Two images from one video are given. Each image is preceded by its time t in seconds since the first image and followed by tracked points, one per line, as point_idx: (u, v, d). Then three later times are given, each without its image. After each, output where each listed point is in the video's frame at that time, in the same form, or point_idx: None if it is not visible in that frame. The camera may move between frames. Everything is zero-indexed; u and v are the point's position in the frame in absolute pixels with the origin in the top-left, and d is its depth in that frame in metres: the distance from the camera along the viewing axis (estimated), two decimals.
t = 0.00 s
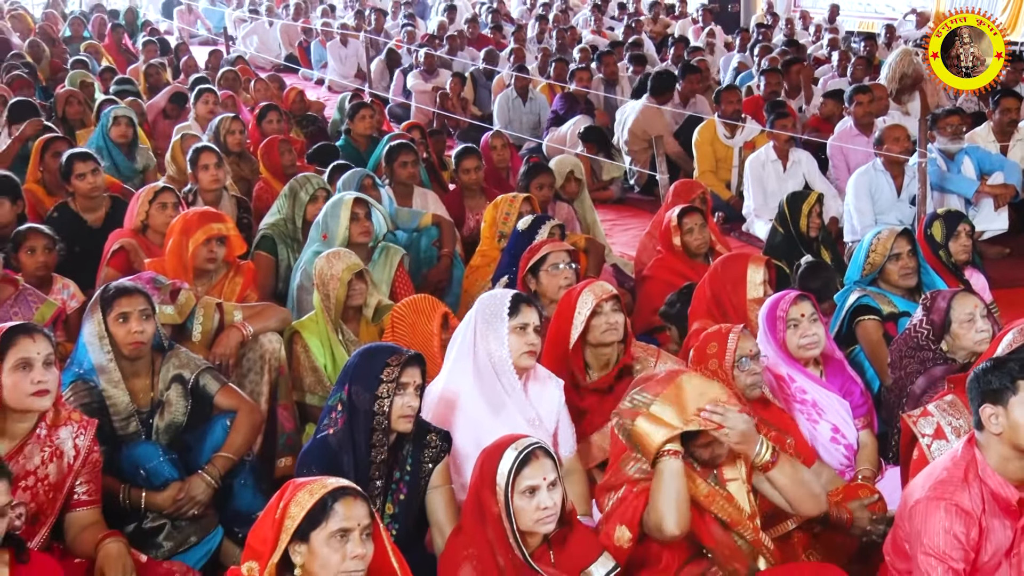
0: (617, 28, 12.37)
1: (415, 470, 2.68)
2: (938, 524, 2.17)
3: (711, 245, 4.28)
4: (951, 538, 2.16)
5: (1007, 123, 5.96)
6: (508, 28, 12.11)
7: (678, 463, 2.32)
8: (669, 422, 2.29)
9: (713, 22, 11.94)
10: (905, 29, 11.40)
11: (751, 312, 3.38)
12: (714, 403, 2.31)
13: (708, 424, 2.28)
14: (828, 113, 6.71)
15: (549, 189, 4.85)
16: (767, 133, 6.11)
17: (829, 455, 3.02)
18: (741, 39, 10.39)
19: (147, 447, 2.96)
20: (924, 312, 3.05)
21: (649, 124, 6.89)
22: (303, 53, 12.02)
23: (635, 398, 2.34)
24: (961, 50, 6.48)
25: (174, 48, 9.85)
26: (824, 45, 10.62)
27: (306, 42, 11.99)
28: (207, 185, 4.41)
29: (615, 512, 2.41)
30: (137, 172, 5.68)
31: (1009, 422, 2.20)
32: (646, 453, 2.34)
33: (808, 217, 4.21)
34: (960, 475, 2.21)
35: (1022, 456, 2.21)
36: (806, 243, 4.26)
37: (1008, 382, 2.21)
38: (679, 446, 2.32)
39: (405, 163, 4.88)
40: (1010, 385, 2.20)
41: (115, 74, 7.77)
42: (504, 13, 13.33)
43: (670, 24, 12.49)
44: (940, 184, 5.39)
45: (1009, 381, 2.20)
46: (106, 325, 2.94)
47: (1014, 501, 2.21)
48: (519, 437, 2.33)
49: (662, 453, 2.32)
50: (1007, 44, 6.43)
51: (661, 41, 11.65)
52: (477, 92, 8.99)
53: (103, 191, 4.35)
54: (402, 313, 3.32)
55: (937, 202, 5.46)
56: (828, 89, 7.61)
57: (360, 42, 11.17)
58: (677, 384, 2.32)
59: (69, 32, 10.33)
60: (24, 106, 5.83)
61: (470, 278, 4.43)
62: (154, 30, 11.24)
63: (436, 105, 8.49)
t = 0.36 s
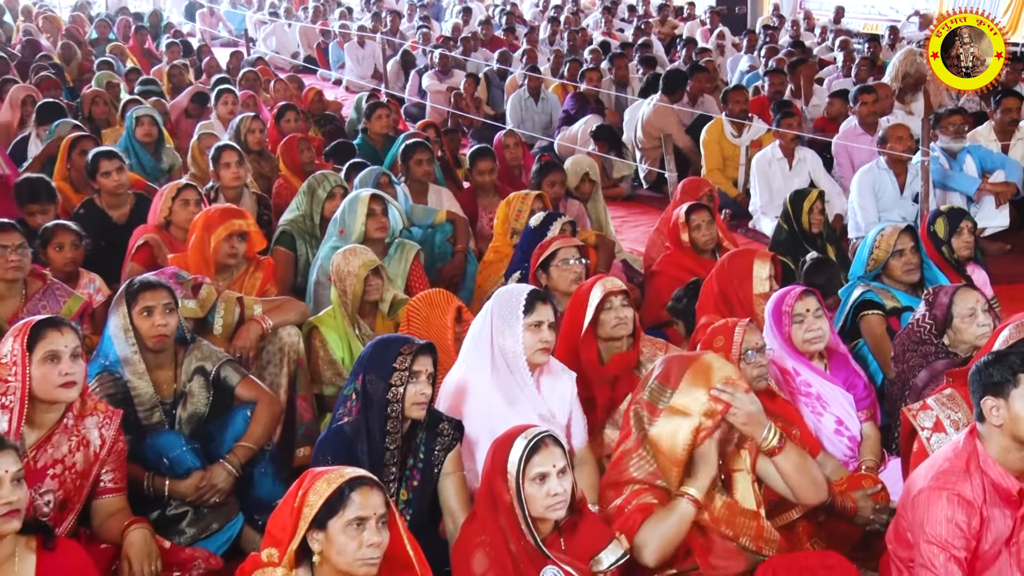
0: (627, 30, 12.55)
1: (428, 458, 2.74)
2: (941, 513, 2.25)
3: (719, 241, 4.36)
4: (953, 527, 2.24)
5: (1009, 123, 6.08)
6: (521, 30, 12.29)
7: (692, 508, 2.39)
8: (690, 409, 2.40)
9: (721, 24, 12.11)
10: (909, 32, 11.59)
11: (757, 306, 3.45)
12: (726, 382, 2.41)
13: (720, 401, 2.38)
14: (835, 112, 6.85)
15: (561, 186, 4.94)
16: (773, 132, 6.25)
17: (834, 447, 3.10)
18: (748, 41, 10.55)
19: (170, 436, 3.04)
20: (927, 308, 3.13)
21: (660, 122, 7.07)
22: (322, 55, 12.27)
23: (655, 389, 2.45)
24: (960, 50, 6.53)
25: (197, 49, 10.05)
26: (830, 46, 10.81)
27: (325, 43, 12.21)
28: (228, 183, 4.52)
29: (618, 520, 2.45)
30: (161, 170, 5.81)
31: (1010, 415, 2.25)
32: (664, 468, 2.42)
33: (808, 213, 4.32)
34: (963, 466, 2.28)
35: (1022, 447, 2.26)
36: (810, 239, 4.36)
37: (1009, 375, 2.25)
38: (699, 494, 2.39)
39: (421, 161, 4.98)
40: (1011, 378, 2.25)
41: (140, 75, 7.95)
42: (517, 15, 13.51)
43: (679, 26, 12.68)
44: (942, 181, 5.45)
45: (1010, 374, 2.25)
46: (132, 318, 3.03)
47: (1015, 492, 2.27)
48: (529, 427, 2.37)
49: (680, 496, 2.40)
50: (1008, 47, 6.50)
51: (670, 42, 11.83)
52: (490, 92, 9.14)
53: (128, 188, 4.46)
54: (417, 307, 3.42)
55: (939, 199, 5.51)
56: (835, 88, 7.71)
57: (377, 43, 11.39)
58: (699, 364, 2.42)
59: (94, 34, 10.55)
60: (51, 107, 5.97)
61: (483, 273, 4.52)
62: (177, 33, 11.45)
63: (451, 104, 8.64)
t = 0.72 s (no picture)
0: (634, 31, 12.73)
1: (434, 444, 2.80)
2: (941, 500, 2.32)
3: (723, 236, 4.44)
4: (953, 512, 2.32)
5: (1007, 121, 6.28)
6: (531, 31, 12.45)
7: (720, 480, 2.48)
8: (693, 391, 2.50)
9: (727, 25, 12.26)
10: (910, 32, 11.76)
11: (761, 300, 3.54)
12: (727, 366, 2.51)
13: (723, 382, 2.47)
14: (838, 111, 7.00)
15: (570, 183, 5.04)
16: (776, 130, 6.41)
17: (836, 437, 3.18)
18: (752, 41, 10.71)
19: (190, 425, 3.15)
20: (927, 301, 3.22)
21: (665, 120, 7.23)
22: (338, 55, 12.48)
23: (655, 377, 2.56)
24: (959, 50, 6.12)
25: (216, 50, 10.22)
26: (833, 47, 10.98)
27: (341, 44, 12.40)
28: (247, 179, 4.63)
29: (650, 503, 2.50)
30: (181, 166, 5.93)
31: (1009, 403, 2.32)
32: (680, 449, 2.51)
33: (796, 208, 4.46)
34: (962, 454, 2.36)
35: (1021, 436, 2.33)
36: (805, 234, 4.52)
37: (1008, 364, 2.33)
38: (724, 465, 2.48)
39: (433, 158, 5.08)
40: (1011, 368, 2.32)
41: (162, 73, 8.11)
42: (528, 15, 13.66)
43: (685, 26, 12.85)
44: (942, 178, 5.65)
45: (1009, 364, 2.32)
46: (153, 310, 3.12)
47: (1013, 479, 2.35)
48: (539, 417, 2.44)
49: (707, 468, 2.49)
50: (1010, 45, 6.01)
51: (676, 43, 12.00)
52: (501, 91, 9.26)
53: (150, 184, 4.58)
54: (431, 300, 3.53)
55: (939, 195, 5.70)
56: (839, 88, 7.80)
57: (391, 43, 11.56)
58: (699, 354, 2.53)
59: (116, 35, 10.74)
60: (72, 104, 6.05)
61: (493, 267, 4.62)
62: (197, 34, 11.66)
63: (463, 103, 8.79)
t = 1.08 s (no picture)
0: (640, 31, 12.89)
1: (439, 427, 2.87)
2: (940, 485, 2.41)
3: (727, 230, 4.53)
4: (952, 497, 2.40)
5: (1004, 118, 6.41)
6: (540, 30, 12.61)
7: (722, 439, 2.58)
8: (695, 380, 2.60)
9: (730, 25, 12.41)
10: (909, 32, 11.92)
11: (762, 292, 3.62)
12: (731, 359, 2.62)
13: (727, 374, 2.58)
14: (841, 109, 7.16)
15: (578, 178, 5.13)
16: (779, 127, 6.55)
17: (836, 425, 3.28)
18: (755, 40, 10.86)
19: (209, 413, 3.25)
20: (925, 293, 3.30)
21: (671, 117, 7.45)
22: (353, 54, 12.65)
23: (658, 364, 2.69)
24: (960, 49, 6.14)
25: (234, 49, 10.37)
26: (834, 46, 11.14)
27: (355, 44, 12.57)
28: (265, 175, 4.75)
29: (653, 473, 2.59)
30: (198, 161, 6.05)
31: (1009, 393, 2.40)
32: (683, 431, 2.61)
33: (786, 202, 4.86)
34: (961, 442, 2.44)
35: (1019, 424, 2.40)
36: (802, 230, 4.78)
37: (1008, 355, 2.40)
38: (725, 424, 2.59)
39: (445, 154, 5.18)
40: (1010, 357, 2.39)
41: (182, 72, 8.27)
42: (537, 15, 13.80)
43: (688, 26, 13.02)
44: (940, 174, 5.82)
45: (1009, 354, 2.39)
46: (174, 301, 3.22)
47: (1011, 466, 2.43)
48: (547, 407, 2.52)
49: (709, 428, 2.59)
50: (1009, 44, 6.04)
51: (680, 43, 12.16)
52: (511, 88, 9.36)
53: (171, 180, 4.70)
54: (442, 292, 3.63)
55: (937, 190, 5.88)
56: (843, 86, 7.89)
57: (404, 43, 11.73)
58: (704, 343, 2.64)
59: (137, 35, 10.95)
60: (96, 102, 6.16)
61: (503, 261, 4.72)
62: (216, 35, 11.85)
63: (474, 102, 8.94)
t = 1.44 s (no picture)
0: (648, 30, 13.04)
1: (445, 411, 2.98)
2: (942, 473, 2.47)
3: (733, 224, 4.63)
4: (953, 485, 2.46)
5: (1003, 115, 6.53)
6: (550, 28, 12.75)
7: (712, 419, 2.67)
8: (696, 369, 2.67)
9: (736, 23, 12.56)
10: (910, 31, 12.07)
11: (767, 284, 3.72)
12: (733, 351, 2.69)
13: (730, 364, 2.66)
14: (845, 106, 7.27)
15: (587, 173, 5.23)
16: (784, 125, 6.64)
17: (838, 414, 3.36)
18: (760, 38, 11.00)
19: (229, 401, 3.36)
20: (927, 286, 3.39)
21: (678, 115, 7.56)
22: (367, 52, 12.82)
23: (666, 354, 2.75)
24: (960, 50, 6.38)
25: (252, 47, 10.52)
26: (838, 45, 11.29)
27: (371, 42, 12.73)
28: (282, 170, 4.86)
29: (651, 456, 2.67)
30: (219, 157, 6.18)
31: (1010, 382, 2.44)
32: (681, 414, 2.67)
33: (785, 197, 5.01)
34: (962, 431, 2.50)
35: (1018, 414, 2.46)
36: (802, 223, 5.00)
37: (1010, 346, 2.43)
38: (713, 404, 2.67)
39: (458, 149, 5.28)
40: (1012, 348, 2.43)
41: (203, 70, 8.43)
42: (548, 15, 13.98)
43: (695, 25, 13.17)
44: (941, 169, 5.91)
45: (1011, 345, 2.42)
46: (195, 292, 3.32)
47: (1010, 454, 2.50)
48: (555, 395, 2.58)
49: (698, 409, 2.68)
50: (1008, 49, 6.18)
51: (687, 41, 12.30)
52: (522, 86, 9.47)
53: (191, 175, 4.81)
54: (454, 284, 3.75)
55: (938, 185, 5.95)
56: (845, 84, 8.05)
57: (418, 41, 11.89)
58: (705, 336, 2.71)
59: (160, 34, 11.16)
60: (120, 99, 6.28)
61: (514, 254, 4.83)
62: (234, 34, 12.02)
63: (487, 99, 9.07)
